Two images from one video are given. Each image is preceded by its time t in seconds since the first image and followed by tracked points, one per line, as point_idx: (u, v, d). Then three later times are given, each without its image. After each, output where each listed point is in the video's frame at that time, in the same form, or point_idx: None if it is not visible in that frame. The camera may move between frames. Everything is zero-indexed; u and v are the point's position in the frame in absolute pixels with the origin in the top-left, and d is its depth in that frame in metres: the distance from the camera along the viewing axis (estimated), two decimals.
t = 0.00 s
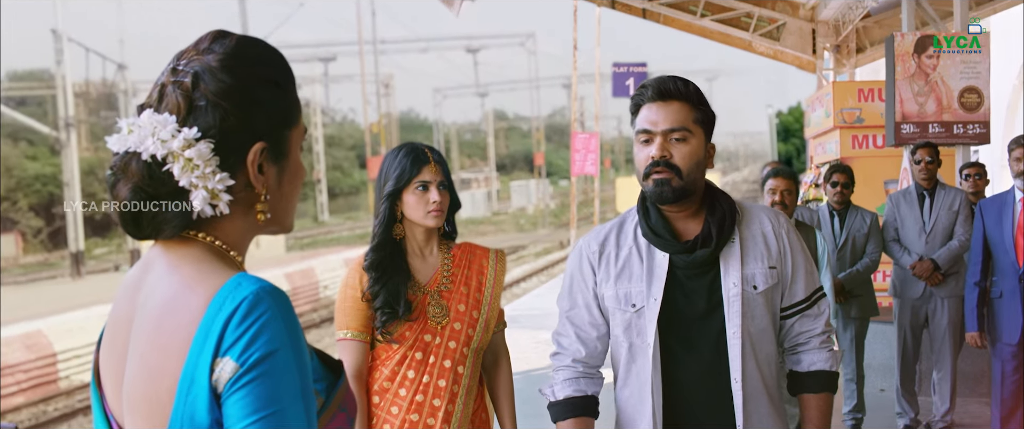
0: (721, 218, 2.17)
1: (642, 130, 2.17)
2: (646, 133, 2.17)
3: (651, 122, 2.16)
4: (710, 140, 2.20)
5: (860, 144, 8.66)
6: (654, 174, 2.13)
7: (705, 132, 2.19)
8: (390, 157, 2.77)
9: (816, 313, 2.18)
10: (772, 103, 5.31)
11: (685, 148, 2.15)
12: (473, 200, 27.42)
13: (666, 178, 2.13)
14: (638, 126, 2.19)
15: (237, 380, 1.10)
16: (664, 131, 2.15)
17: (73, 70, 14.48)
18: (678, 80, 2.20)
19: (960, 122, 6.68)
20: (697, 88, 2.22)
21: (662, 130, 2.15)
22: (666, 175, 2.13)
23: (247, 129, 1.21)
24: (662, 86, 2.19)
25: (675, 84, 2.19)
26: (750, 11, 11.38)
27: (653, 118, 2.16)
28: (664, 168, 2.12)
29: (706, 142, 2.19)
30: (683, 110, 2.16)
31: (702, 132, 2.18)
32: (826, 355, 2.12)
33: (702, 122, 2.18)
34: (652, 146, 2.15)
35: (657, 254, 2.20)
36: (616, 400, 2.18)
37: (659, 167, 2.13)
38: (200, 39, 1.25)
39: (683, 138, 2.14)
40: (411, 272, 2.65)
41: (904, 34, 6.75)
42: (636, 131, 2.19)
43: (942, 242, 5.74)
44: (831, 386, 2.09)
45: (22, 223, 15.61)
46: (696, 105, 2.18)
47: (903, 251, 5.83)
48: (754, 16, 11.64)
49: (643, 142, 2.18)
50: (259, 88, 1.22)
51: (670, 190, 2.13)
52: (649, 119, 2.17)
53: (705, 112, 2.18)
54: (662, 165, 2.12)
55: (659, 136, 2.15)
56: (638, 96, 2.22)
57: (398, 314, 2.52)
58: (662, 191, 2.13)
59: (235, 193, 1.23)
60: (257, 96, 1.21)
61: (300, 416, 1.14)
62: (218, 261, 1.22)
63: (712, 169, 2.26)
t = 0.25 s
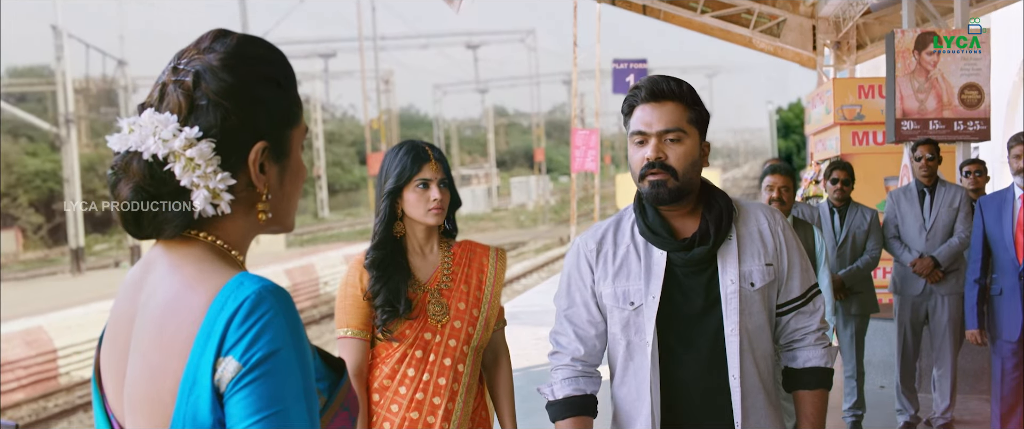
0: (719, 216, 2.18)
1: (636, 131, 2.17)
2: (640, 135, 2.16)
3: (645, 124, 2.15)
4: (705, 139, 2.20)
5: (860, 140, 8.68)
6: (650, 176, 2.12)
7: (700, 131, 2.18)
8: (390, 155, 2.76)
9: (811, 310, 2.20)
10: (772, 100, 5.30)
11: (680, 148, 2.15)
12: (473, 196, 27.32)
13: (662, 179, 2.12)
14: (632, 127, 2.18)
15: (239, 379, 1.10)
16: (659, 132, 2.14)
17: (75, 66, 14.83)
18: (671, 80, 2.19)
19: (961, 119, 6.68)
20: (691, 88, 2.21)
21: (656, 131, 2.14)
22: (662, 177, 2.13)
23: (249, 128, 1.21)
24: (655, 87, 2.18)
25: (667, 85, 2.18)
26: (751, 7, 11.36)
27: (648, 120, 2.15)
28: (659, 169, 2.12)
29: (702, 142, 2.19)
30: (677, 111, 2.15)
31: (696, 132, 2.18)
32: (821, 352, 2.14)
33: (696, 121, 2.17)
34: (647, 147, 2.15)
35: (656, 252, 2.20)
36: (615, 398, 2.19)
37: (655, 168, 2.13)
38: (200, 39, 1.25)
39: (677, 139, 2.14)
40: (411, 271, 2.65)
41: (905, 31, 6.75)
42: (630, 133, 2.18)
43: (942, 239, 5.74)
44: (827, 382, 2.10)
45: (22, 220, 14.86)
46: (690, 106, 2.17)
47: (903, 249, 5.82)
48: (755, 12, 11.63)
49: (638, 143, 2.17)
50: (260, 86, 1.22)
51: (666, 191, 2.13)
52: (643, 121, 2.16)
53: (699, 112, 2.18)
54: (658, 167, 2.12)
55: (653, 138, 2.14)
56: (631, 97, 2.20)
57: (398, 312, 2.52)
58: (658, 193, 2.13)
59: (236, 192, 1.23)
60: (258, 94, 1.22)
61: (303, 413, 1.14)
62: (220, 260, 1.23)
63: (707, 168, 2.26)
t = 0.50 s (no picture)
0: (721, 214, 2.18)
1: (640, 128, 2.17)
2: (644, 131, 2.16)
3: (649, 120, 2.15)
4: (709, 138, 2.20)
5: (861, 138, 8.66)
6: (653, 173, 2.14)
7: (704, 130, 2.18)
8: (391, 154, 2.77)
9: (811, 311, 2.21)
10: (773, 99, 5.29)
11: (683, 146, 2.14)
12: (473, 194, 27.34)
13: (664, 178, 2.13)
14: (636, 124, 2.18)
15: (242, 380, 1.10)
16: (662, 129, 2.14)
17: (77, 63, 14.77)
18: (676, 78, 2.19)
19: (962, 117, 6.67)
20: (696, 86, 2.20)
21: (660, 129, 2.14)
22: (665, 175, 2.14)
23: (250, 128, 1.21)
24: (660, 84, 2.17)
25: (672, 82, 2.17)
26: (751, 5, 11.35)
27: (652, 117, 2.15)
28: (662, 167, 2.13)
29: (705, 139, 2.19)
30: (682, 109, 2.14)
31: (700, 130, 2.17)
32: (820, 354, 2.15)
33: (700, 119, 2.17)
34: (651, 144, 2.15)
35: (658, 249, 2.21)
36: (615, 393, 2.20)
37: (658, 165, 2.14)
38: (202, 38, 1.25)
39: (681, 136, 2.14)
40: (412, 270, 2.65)
41: (905, 29, 6.72)
42: (635, 129, 2.19)
43: (943, 237, 5.74)
44: (825, 384, 2.12)
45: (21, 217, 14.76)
46: (695, 104, 2.17)
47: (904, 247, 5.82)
48: (755, 10, 11.62)
49: (641, 140, 2.17)
50: (261, 86, 1.22)
51: (668, 190, 2.14)
52: (648, 118, 2.16)
53: (703, 110, 2.18)
54: (661, 164, 2.13)
55: (657, 135, 2.15)
56: (636, 93, 2.20)
57: (401, 311, 2.53)
58: (661, 191, 2.14)
59: (237, 192, 1.23)
60: (260, 94, 1.21)
61: (304, 413, 1.14)
62: (221, 259, 1.23)
63: (710, 167, 2.26)
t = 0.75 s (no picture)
0: (730, 214, 2.18)
1: (656, 123, 2.19)
2: (660, 128, 2.18)
3: (665, 117, 2.17)
4: (723, 140, 2.21)
5: (862, 137, 8.66)
6: (661, 170, 2.15)
7: (719, 131, 2.19)
8: (395, 154, 2.78)
9: (818, 315, 2.20)
10: (772, 98, 5.30)
11: (697, 145, 2.15)
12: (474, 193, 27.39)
13: (672, 175, 2.14)
14: (654, 118, 2.20)
15: (244, 381, 1.10)
16: (677, 127, 2.15)
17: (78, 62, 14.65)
18: (695, 78, 2.19)
19: (962, 116, 6.66)
20: (717, 87, 2.21)
21: (675, 126, 2.16)
22: (673, 172, 2.15)
23: (251, 129, 1.21)
24: (681, 82, 2.19)
25: (692, 82, 2.18)
26: (752, 4, 11.35)
27: (668, 113, 2.17)
28: (671, 164, 2.14)
29: (720, 141, 2.19)
30: (699, 110, 2.16)
31: (716, 132, 2.18)
32: (826, 359, 2.14)
33: (717, 122, 2.18)
34: (664, 140, 2.17)
35: (664, 244, 2.22)
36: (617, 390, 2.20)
37: (668, 162, 2.15)
38: (205, 38, 1.25)
39: (695, 136, 2.15)
40: (415, 270, 2.66)
41: (906, 28, 6.72)
42: (651, 125, 2.21)
43: (945, 236, 5.73)
44: (830, 388, 2.12)
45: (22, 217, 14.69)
46: (713, 106, 2.18)
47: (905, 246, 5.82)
48: (755, 9, 11.62)
49: (657, 135, 2.20)
50: (261, 86, 1.22)
51: (675, 186, 2.14)
52: (664, 114, 2.18)
53: (721, 112, 2.19)
54: (670, 162, 2.14)
55: (671, 132, 2.16)
56: (658, 89, 2.22)
57: (403, 311, 2.52)
58: (667, 188, 2.15)
59: (240, 193, 1.23)
60: (260, 94, 1.21)
61: (306, 413, 1.14)
62: (223, 260, 1.23)
63: (722, 168, 2.26)
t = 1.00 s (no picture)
0: (740, 215, 2.18)
1: (673, 122, 2.20)
2: (676, 127, 2.19)
3: (682, 117, 2.18)
4: (739, 143, 2.21)
5: (863, 137, 8.66)
6: (676, 169, 2.16)
7: (734, 135, 2.19)
8: (397, 155, 2.79)
9: (829, 321, 2.20)
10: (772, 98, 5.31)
11: (712, 147, 2.16)
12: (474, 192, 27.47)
13: (686, 174, 2.15)
14: (671, 117, 2.21)
15: (247, 383, 1.11)
16: (693, 128, 2.17)
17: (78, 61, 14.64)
18: (715, 79, 2.20)
19: (963, 116, 6.64)
20: (735, 89, 2.22)
21: (691, 126, 2.17)
22: (688, 172, 2.16)
23: (255, 130, 1.21)
24: (700, 83, 2.20)
25: (712, 84, 2.19)
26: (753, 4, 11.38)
27: (685, 113, 2.18)
28: (686, 163, 2.15)
29: (736, 143, 2.20)
30: (717, 111, 2.17)
31: (733, 134, 2.19)
32: (837, 365, 2.16)
33: (733, 124, 2.19)
34: (680, 139, 2.18)
35: (673, 243, 2.22)
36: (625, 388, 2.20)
37: (682, 162, 2.16)
38: (211, 39, 1.25)
39: (710, 137, 2.16)
40: (417, 270, 2.66)
41: (907, 28, 6.72)
42: (667, 123, 2.22)
43: (946, 236, 5.73)
44: (841, 394, 2.15)
45: (23, 216, 14.69)
46: (731, 108, 2.19)
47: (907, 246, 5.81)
48: (756, 9, 11.66)
49: (673, 134, 2.20)
50: (265, 87, 1.22)
51: (687, 186, 2.16)
52: (680, 114, 2.19)
53: (738, 115, 2.20)
54: (685, 161, 2.15)
55: (687, 131, 2.17)
56: (676, 88, 2.23)
57: (405, 312, 2.52)
58: (680, 187, 2.16)
59: (244, 196, 1.24)
60: (265, 95, 1.21)
61: (310, 413, 1.14)
62: (227, 261, 1.23)
63: (735, 170, 2.26)
